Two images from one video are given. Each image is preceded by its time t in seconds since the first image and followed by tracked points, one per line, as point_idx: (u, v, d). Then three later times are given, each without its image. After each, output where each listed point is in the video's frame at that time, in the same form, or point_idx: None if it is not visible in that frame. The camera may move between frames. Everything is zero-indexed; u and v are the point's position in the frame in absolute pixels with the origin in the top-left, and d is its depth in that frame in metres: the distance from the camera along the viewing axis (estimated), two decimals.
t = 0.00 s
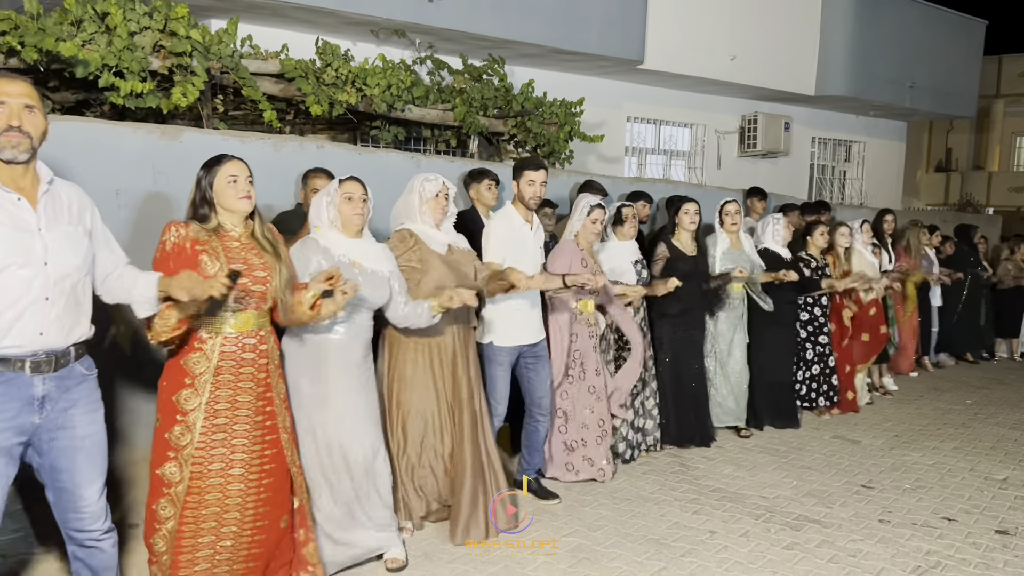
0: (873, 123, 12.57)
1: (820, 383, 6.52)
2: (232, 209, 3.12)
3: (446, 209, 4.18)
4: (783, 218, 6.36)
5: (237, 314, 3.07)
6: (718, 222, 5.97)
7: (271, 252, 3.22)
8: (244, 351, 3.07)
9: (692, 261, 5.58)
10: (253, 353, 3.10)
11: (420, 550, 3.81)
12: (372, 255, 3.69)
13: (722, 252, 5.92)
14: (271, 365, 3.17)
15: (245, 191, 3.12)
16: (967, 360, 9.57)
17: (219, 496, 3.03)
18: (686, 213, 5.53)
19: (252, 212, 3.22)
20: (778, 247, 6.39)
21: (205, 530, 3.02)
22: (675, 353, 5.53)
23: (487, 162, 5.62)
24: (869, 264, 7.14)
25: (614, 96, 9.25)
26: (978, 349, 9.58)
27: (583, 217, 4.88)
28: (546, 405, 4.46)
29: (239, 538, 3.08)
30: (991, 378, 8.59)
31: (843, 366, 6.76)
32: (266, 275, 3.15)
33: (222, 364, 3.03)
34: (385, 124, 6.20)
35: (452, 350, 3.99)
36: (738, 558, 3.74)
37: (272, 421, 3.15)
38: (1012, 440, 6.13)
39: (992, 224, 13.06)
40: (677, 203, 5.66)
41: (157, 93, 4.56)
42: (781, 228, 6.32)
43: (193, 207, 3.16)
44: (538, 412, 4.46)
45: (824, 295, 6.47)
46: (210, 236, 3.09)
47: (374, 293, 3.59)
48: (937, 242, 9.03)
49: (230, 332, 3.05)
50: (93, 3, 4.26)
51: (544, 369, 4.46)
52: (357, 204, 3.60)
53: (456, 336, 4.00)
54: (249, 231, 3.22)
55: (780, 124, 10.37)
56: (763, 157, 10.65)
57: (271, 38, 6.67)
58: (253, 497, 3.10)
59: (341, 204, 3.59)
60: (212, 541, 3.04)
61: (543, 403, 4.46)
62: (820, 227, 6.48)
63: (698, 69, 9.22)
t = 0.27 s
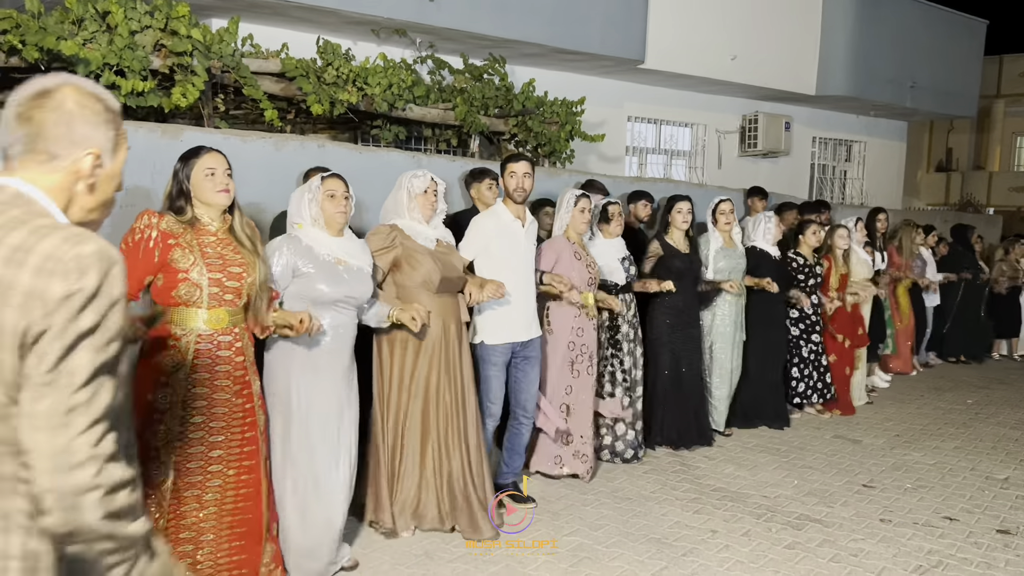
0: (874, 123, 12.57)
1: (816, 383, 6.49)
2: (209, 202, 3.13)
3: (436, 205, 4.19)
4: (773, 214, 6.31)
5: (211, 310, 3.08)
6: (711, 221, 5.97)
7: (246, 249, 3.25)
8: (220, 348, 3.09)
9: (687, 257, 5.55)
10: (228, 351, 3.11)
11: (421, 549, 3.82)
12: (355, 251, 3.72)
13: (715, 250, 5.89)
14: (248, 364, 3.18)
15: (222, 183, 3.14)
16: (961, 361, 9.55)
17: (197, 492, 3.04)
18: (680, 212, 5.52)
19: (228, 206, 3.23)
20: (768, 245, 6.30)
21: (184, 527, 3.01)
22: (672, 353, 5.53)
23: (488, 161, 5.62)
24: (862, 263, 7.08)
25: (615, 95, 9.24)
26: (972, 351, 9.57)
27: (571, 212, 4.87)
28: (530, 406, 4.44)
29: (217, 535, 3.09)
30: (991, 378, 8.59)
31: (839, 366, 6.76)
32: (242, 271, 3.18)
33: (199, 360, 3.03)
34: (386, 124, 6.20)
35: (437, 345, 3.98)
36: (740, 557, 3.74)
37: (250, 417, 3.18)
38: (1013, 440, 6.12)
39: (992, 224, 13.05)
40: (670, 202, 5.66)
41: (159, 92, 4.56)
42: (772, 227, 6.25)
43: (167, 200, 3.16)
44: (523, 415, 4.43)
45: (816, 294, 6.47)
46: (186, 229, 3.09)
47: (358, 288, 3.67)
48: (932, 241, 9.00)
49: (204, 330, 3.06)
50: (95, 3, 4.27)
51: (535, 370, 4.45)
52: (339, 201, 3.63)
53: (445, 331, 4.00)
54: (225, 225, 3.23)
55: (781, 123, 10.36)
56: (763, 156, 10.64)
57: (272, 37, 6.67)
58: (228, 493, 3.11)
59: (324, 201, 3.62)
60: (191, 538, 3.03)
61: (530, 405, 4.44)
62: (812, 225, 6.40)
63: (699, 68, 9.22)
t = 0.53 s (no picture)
0: (874, 123, 12.57)
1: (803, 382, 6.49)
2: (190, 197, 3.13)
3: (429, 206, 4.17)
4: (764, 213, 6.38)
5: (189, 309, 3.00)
6: (707, 217, 5.99)
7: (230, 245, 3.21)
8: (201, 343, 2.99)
9: (684, 255, 5.55)
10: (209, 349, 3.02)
11: (421, 549, 3.82)
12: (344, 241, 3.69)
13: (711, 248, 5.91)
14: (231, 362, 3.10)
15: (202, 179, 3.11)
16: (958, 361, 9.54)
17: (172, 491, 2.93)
18: (672, 210, 5.53)
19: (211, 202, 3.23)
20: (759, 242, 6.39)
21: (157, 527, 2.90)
22: (671, 352, 5.51)
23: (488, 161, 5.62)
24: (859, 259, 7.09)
25: (615, 95, 9.24)
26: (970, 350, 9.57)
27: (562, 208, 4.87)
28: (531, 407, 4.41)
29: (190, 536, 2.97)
30: (991, 378, 8.59)
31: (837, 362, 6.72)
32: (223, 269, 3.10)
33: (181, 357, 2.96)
34: (386, 123, 6.20)
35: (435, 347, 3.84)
36: (740, 557, 3.74)
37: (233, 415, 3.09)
38: (1013, 439, 6.12)
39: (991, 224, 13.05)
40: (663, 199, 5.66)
41: (159, 92, 4.56)
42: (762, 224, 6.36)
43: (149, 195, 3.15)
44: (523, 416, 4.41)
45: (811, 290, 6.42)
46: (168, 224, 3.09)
47: (350, 277, 3.66)
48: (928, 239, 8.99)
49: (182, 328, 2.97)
50: (95, 2, 4.26)
51: (534, 369, 4.42)
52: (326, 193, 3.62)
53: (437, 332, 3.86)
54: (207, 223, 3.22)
55: (780, 123, 10.35)
56: (764, 156, 10.64)
57: (272, 36, 6.66)
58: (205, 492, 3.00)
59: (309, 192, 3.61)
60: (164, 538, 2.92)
61: (530, 405, 4.40)
62: (805, 223, 6.39)
63: (699, 68, 9.21)
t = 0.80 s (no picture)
0: (876, 123, 12.57)
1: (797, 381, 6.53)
2: (199, 201, 3.11)
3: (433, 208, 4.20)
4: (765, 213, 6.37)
5: (202, 311, 3.04)
6: (712, 219, 5.99)
7: (238, 247, 3.23)
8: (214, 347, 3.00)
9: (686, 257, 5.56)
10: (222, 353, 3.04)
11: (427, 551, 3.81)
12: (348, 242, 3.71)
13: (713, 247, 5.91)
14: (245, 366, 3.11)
15: (212, 182, 3.10)
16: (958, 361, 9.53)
17: (183, 493, 2.95)
18: (675, 212, 5.52)
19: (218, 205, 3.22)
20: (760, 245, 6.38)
21: (166, 527, 2.93)
22: (673, 355, 5.52)
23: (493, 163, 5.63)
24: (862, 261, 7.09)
25: (618, 95, 9.25)
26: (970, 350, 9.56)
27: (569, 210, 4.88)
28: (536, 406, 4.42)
29: (199, 538, 2.99)
30: (994, 378, 8.60)
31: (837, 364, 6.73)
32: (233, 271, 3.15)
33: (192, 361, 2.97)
34: (391, 125, 6.21)
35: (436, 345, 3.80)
36: (747, 558, 3.74)
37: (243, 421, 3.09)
38: (1017, 441, 6.12)
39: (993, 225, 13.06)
40: (667, 201, 5.66)
41: (165, 93, 4.58)
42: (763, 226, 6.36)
43: (157, 199, 3.13)
44: (528, 414, 4.42)
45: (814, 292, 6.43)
46: (179, 230, 3.09)
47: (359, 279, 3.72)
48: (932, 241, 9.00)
49: (194, 330, 3.00)
50: (101, 4, 4.25)
51: (541, 371, 4.41)
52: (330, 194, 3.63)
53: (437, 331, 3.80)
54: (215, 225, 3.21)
55: (783, 123, 10.35)
56: (766, 157, 10.64)
57: (276, 37, 6.67)
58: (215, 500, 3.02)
59: (312, 195, 3.61)
60: (173, 539, 2.95)
61: (536, 407, 4.42)
62: (807, 224, 6.38)
63: (702, 69, 9.23)
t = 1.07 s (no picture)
0: (877, 123, 12.57)
1: (804, 382, 6.45)
2: (205, 203, 3.09)
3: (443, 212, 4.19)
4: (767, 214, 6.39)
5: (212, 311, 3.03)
6: (713, 220, 6.01)
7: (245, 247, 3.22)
8: (223, 347, 3.06)
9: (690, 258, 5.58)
10: (232, 350, 3.08)
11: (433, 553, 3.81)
12: (352, 249, 3.76)
13: (716, 247, 5.94)
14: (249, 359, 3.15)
15: (220, 185, 3.08)
16: (958, 361, 9.54)
17: (209, 493, 3.02)
18: (682, 212, 5.54)
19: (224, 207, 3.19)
20: (763, 246, 6.35)
21: (199, 527, 3.01)
22: (677, 354, 5.52)
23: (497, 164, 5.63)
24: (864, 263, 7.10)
25: (620, 96, 9.25)
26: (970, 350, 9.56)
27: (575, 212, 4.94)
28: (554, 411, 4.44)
29: (231, 534, 3.09)
30: (996, 378, 8.60)
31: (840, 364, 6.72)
32: (241, 269, 3.14)
33: (203, 359, 3.00)
34: (393, 126, 6.22)
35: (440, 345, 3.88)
36: (752, 559, 3.75)
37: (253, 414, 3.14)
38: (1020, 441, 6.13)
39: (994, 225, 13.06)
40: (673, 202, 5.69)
41: (170, 95, 4.59)
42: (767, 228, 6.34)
43: (163, 200, 3.11)
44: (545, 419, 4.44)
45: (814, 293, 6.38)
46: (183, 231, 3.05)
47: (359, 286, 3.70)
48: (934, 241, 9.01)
49: (205, 329, 3.02)
50: (107, 5, 4.25)
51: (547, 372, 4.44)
52: (337, 200, 3.66)
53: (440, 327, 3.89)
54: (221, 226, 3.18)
55: (785, 123, 10.32)
56: (768, 157, 10.65)
57: (280, 38, 6.68)
58: (242, 494, 3.10)
59: (323, 200, 3.65)
60: (206, 538, 3.03)
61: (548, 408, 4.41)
62: (811, 226, 6.39)
63: (704, 69, 9.23)
